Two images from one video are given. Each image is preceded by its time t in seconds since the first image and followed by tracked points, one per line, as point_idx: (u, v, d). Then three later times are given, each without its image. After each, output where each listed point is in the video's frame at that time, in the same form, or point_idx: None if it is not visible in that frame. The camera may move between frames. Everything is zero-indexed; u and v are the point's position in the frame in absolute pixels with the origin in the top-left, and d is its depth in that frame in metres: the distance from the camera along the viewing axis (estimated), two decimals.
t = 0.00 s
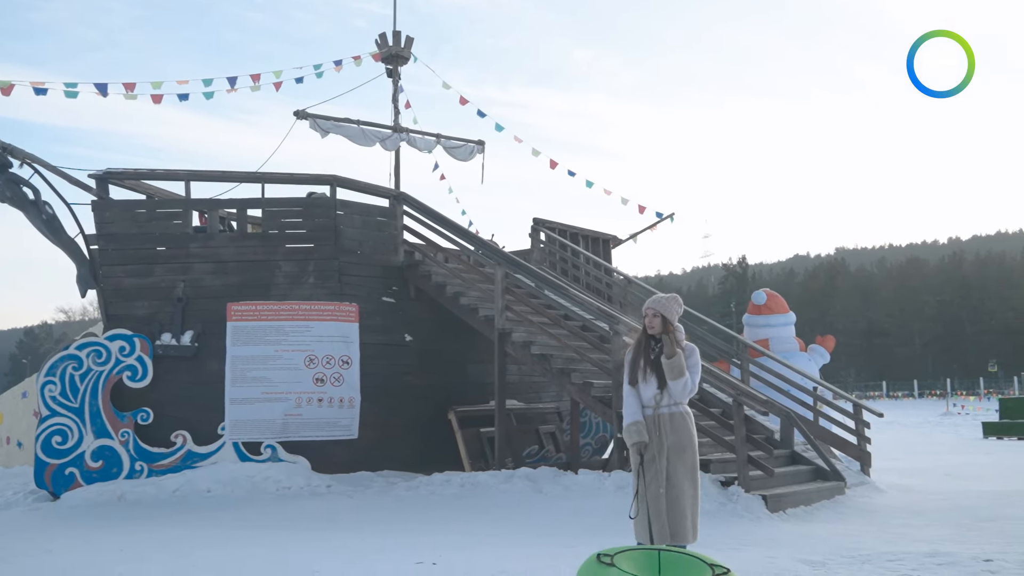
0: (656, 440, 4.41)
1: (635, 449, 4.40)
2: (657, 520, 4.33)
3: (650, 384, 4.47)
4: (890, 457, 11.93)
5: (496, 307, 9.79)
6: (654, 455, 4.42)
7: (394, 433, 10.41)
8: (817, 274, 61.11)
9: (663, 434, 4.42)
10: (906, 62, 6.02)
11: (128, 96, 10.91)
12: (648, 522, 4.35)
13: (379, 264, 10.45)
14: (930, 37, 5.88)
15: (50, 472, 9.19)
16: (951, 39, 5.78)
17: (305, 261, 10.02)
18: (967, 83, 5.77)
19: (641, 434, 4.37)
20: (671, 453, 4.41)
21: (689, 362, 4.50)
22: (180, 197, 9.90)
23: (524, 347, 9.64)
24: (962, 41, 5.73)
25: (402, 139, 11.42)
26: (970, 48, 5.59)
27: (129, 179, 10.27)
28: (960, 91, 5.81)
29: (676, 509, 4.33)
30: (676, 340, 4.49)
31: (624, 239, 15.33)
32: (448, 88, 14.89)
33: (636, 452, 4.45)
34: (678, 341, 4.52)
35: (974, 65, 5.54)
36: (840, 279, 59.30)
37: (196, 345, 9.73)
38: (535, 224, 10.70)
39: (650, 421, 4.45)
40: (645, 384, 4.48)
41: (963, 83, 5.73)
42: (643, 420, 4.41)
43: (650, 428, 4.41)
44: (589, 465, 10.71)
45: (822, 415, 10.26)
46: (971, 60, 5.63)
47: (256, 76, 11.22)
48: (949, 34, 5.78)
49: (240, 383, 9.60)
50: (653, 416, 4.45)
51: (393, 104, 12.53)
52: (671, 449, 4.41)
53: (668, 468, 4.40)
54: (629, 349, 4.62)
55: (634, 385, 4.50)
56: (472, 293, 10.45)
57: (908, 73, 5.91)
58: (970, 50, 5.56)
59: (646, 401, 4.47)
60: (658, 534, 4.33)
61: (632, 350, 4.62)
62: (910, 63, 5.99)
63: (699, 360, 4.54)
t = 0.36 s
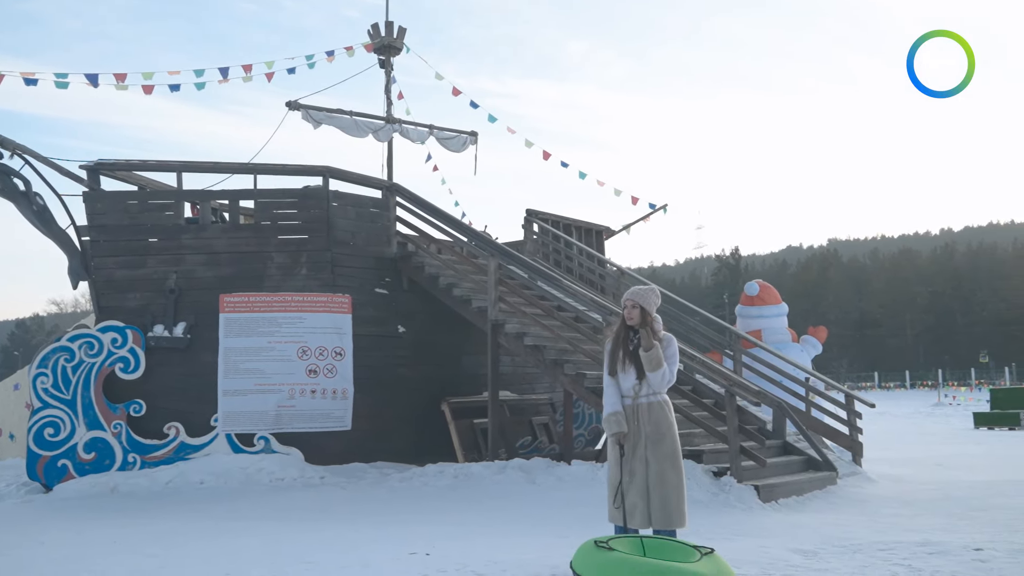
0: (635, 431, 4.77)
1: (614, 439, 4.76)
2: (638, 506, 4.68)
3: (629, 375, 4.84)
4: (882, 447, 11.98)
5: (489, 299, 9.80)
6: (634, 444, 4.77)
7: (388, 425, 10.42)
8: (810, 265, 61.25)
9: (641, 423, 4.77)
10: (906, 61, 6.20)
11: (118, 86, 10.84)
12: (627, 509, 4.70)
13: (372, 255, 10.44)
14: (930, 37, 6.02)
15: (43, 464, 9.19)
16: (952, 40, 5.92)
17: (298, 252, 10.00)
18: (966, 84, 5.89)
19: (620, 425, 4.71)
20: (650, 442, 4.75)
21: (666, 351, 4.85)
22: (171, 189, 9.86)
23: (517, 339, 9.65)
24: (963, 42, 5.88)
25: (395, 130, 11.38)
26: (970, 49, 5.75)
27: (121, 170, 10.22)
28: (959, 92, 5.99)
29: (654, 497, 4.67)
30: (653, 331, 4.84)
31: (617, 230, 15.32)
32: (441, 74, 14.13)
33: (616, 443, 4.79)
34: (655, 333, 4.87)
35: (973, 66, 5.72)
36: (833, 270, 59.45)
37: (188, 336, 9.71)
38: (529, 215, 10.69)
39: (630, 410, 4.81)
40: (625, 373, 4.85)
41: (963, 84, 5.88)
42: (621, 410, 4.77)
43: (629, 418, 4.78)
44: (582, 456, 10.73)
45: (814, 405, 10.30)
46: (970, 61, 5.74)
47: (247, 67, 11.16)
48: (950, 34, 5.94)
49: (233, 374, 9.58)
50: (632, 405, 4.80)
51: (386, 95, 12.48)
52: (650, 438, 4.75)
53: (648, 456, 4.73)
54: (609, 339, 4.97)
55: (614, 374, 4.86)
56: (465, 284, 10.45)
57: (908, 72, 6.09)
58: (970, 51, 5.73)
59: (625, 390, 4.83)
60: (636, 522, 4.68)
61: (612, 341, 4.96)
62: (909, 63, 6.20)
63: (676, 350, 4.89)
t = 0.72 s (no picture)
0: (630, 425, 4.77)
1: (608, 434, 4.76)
2: (631, 500, 4.75)
3: (625, 370, 4.84)
4: (877, 443, 12.02)
5: (485, 296, 9.79)
6: (627, 438, 4.78)
7: (384, 422, 10.42)
8: (806, 262, 61.36)
9: (636, 416, 4.78)
10: (906, 62, 6.09)
11: (113, 83, 10.80)
12: (621, 503, 4.76)
13: (368, 253, 10.43)
14: (930, 38, 6.04)
15: (38, 462, 9.15)
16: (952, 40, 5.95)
17: (294, 249, 9.99)
18: (967, 83, 5.91)
19: (615, 420, 4.73)
20: (643, 437, 4.77)
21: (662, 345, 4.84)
22: (167, 186, 9.84)
23: (513, 335, 9.63)
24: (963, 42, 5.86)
25: (390, 127, 11.37)
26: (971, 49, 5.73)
27: (116, 167, 10.20)
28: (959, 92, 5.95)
29: (648, 491, 4.74)
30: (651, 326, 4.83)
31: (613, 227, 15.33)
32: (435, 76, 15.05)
33: (610, 436, 4.81)
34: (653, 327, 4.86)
35: (975, 65, 5.69)
36: (828, 267, 59.59)
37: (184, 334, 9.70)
38: (525, 212, 10.68)
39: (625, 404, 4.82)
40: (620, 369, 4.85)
41: (964, 84, 5.84)
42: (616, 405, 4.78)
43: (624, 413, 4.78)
44: (579, 453, 10.73)
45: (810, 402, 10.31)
46: (971, 60, 5.76)
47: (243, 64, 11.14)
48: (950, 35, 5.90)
49: (229, 371, 9.56)
50: (627, 400, 4.81)
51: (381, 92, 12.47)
52: (644, 432, 4.77)
53: (641, 451, 4.76)
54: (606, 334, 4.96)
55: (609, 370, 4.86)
56: (462, 281, 10.44)
57: (908, 72, 6.04)
58: (971, 51, 5.72)
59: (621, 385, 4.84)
60: (629, 515, 4.75)
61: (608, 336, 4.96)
62: (909, 64, 6.07)
63: (672, 344, 4.88)
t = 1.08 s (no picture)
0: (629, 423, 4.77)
1: (607, 432, 4.76)
2: (629, 497, 4.76)
3: (624, 368, 4.84)
4: (875, 442, 12.02)
5: (484, 295, 9.79)
6: (626, 436, 4.78)
7: (382, 420, 10.42)
8: (804, 260, 61.39)
9: (634, 414, 4.78)
10: (907, 62, 6.34)
11: (111, 82, 10.79)
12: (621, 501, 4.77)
13: (366, 252, 10.43)
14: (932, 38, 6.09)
15: (36, 461, 9.15)
16: (952, 40, 6.00)
17: (292, 248, 9.98)
18: (967, 83, 5.95)
19: (613, 417, 4.73)
20: (642, 435, 4.77)
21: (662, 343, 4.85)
22: (164, 185, 9.83)
23: (512, 334, 9.63)
24: (963, 43, 5.97)
25: (389, 126, 11.37)
26: (970, 49, 5.81)
27: (113, 166, 10.19)
28: (959, 91, 6.08)
29: (647, 489, 4.75)
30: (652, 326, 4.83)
31: (612, 226, 15.33)
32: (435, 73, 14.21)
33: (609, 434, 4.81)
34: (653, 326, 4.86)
35: (973, 66, 5.79)
36: (826, 265, 59.63)
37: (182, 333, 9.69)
38: (523, 211, 10.68)
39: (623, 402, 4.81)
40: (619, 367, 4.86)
41: (963, 84, 5.98)
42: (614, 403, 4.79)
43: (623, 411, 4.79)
44: (577, 451, 10.74)
45: (808, 400, 10.31)
46: (971, 60, 5.80)
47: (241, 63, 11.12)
48: (950, 35, 6.04)
49: (227, 370, 9.55)
50: (626, 397, 4.81)
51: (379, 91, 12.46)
52: (642, 430, 4.78)
53: (640, 449, 4.76)
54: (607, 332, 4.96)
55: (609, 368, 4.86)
56: (460, 280, 10.43)
57: (909, 72, 6.21)
58: (970, 50, 5.79)
59: (620, 382, 4.85)
60: (629, 513, 4.77)
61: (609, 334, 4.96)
62: (910, 64, 6.33)
63: (672, 343, 4.88)
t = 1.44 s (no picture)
0: (633, 431, 4.77)
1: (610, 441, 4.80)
2: (634, 506, 4.73)
3: (628, 376, 4.84)
4: (880, 450, 11.98)
5: (488, 302, 9.78)
6: (629, 445, 4.78)
7: (386, 427, 10.42)
8: (808, 266, 61.33)
9: (638, 422, 4.78)
10: (906, 62, 6.14)
11: (116, 90, 10.82)
12: (626, 509, 4.74)
13: (370, 259, 10.43)
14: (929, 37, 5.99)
15: (40, 468, 9.16)
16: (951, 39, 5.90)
17: (296, 255, 9.99)
18: (966, 81, 5.84)
19: (617, 425, 4.74)
20: (646, 442, 4.76)
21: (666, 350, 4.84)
22: (169, 192, 9.85)
23: (515, 341, 9.62)
24: (962, 43, 5.79)
25: (393, 133, 11.38)
26: (969, 47, 5.61)
27: (118, 173, 10.21)
28: (961, 91, 5.86)
29: (652, 497, 4.72)
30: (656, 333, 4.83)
31: (616, 232, 15.34)
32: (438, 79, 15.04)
33: (613, 442, 4.82)
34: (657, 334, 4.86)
35: (973, 64, 5.59)
36: (830, 271, 59.57)
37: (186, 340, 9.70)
38: (527, 218, 10.67)
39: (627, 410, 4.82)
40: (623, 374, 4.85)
41: (963, 82, 5.83)
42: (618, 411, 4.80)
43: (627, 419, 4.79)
44: (581, 459, 10.73)
45: (813, 408, 10.28)
46: (971, 59, 5.70)
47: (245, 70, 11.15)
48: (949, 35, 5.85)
49: (231, 378, 9.55)
50: (630, 406, 4.81)
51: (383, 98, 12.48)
52: (646, 437, 4.76)
53: (644, 457, 4.75)
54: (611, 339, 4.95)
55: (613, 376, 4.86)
56: (464, 287, 10.42)
57: (908, 72, 6.00)
58: (970, 49, 5.60)
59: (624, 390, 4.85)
60: (634, 522, 4.73)
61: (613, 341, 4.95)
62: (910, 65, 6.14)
63: (676, 351, 4.87)
